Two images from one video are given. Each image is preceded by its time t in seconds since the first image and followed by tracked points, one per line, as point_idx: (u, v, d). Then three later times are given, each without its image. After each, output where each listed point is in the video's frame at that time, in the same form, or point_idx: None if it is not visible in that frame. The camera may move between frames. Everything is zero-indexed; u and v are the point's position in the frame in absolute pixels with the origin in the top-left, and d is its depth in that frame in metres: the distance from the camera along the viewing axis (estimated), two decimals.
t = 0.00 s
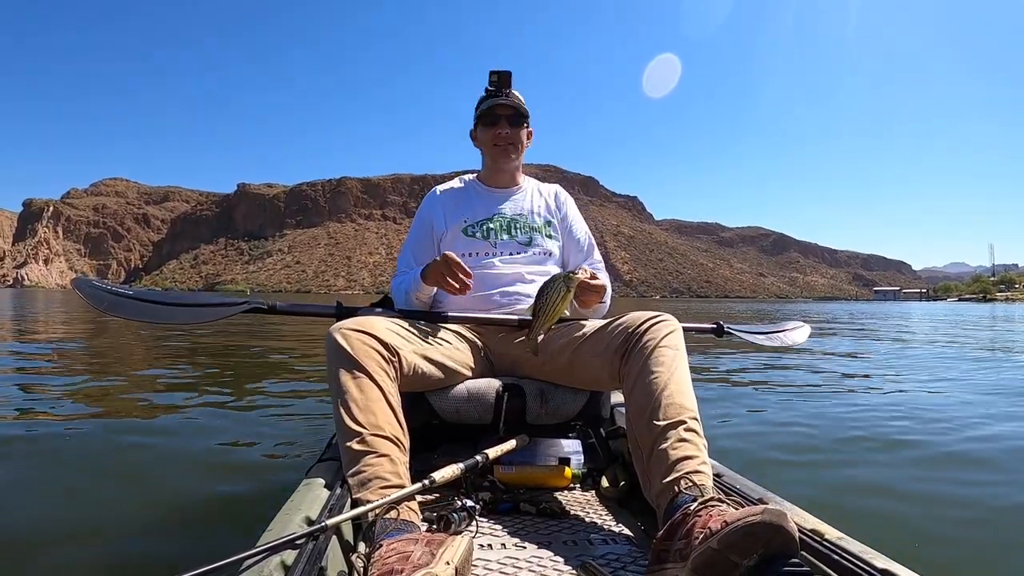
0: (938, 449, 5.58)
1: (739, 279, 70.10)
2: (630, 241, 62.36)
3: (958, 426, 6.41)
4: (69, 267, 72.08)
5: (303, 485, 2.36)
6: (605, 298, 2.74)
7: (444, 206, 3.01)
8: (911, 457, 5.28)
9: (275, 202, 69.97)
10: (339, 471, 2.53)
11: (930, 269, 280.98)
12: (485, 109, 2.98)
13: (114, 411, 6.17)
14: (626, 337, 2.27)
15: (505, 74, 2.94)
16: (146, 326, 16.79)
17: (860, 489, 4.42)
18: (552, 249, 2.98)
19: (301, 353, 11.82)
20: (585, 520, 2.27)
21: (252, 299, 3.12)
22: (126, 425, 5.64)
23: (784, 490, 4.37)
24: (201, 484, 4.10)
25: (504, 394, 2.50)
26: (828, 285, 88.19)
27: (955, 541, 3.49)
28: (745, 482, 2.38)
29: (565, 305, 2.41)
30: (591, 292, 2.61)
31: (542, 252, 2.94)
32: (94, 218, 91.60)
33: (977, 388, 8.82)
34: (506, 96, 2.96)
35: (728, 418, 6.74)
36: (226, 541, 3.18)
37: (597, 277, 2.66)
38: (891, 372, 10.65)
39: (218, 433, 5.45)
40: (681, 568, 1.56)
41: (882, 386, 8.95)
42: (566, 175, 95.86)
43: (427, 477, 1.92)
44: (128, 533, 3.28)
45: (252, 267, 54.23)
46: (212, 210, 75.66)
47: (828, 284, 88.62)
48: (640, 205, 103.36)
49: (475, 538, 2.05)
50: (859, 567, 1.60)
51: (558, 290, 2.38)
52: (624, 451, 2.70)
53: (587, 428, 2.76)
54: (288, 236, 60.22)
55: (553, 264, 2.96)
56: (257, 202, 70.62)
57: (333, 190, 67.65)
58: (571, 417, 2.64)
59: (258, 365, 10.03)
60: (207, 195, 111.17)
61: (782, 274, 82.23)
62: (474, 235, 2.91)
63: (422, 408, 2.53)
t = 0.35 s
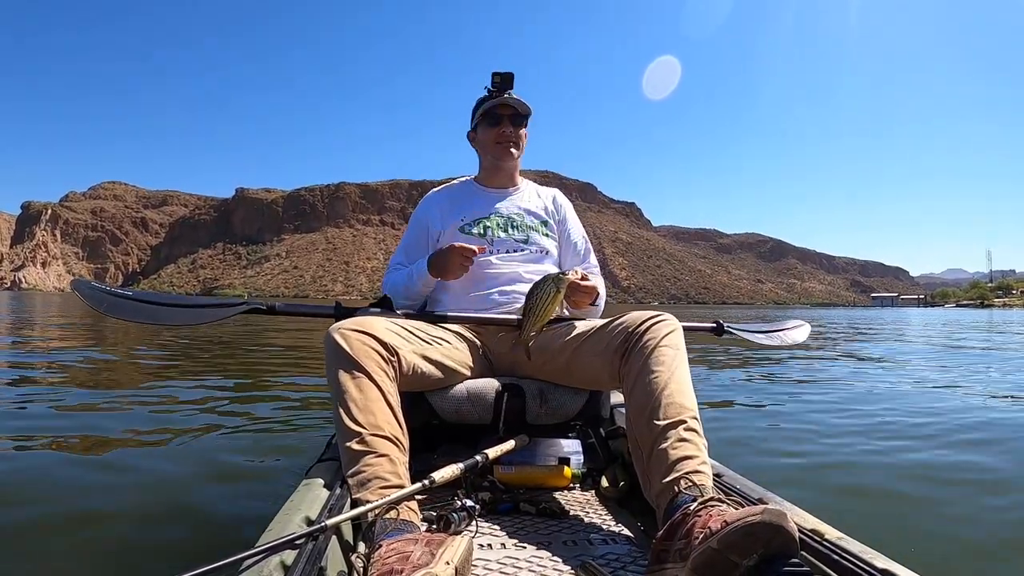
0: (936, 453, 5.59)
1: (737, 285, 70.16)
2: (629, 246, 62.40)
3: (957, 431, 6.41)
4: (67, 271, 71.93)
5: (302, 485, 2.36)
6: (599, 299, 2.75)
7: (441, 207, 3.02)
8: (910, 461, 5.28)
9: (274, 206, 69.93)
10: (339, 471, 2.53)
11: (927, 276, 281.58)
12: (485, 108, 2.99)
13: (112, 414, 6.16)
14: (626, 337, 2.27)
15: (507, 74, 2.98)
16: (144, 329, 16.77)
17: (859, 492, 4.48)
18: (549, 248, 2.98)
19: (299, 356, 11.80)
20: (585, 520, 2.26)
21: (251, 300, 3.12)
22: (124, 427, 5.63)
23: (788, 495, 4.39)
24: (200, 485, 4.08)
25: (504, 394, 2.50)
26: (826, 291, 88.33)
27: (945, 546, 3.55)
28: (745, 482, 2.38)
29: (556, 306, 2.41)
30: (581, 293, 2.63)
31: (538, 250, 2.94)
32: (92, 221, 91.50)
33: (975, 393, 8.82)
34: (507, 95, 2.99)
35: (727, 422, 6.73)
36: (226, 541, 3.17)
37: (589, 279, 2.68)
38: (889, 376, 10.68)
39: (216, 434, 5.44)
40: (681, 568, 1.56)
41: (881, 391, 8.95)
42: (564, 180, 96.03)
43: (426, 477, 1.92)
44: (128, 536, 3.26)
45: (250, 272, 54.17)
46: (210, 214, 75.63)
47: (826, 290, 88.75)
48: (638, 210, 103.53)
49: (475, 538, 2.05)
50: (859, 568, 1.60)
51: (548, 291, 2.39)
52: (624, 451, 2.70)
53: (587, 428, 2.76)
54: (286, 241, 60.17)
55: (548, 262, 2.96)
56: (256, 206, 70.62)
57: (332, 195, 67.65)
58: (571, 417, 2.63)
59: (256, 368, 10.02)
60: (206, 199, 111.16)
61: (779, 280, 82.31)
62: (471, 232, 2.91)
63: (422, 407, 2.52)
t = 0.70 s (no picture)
0: (935, 452, 5.60)
1: (735, 284, 70.19)
2: (627, 245, 62.39)
3: (955, 431, 6.41)
4: (65, 270, 71.85)
5: (303, 485, 2.36)
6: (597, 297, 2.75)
7: (440, 207, 3.02)
8: (907, 462, 5.29)
9: (272, 204, 69.84)
10: (339, 471, 2.52)
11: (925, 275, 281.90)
12: (481, 108, 3.00)
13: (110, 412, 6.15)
14: (626, 337, 2.27)
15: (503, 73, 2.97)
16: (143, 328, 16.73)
17: (861, 495, 4.49)
18: (548, 248, 2.97)
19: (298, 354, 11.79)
20: (585, 520, 2.26)
21: (251, 299, 3.11)
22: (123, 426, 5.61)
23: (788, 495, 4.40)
24: (201, 484, 4.07)
25: (504, 393, 2.50)
26: (824, 290, 88.39)
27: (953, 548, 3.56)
28: (745, 482, 2.38)
29: (549, 298, 2.47)
30: (578, 286, 2.63)
31: (537, 251, 2.94)
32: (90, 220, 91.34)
33: (973, 392, 8.84)
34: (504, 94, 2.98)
35: (726, 421, 6.74)
36: (226, 542, 3.16)
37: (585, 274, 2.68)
38: (888, 375, 10.69)
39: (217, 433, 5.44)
40: (681, 568, 1.56)
41: (880, 390, 8.96)
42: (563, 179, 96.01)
43: (427, 477, 1.92)
44: (128, 534, 3.25)
45: (248, 270, 54.10)
46: (209, 213, 75.54)
47: (824, 289, 88.83)
48: (637, 209, 103.50)
49: (475, 538, 2.05)
50: (858, 567, 1.61)
51: (542, 282, 2.45)
52: (624, 451, 2.71)
53: (587, 428, 2.76)
54: (284, 239, 60.09)
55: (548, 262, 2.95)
56: (254, 204, 70.50)
57: (330, 194, 67.57)
58: (571, 417, 2.64)
59: (255, 366, 10.01)
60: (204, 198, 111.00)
61: (778, 279, 82.38)
62: (470, 232, 2.90)
63: (422, 407, 2.52)
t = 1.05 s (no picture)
0: (934, 451, 5.60)
1: (737, 282, 70.09)
2: (629, 243, 62.32)
3: (956, 432, 6.40)
4: (67, 264, 71.91)
5: (303, 485, 2.36)
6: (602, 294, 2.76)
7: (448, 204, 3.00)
8: (908, 462, 5.28)
9: (274, 200, 69.83)
10: (340, 471, 2.53)
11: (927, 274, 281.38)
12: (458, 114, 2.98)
13: (112, 409, 6.17)
14: (625, 337, 2.27)
15: (474, 72, 2.94)
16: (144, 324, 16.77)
17: (858, 485, 4.46)
18: (552, 252, 2.97)
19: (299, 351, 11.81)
20: (585, 520, 2.27)
21: (250, 299, 3.11)
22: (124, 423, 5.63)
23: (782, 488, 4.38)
24: (200, 485, 4.07)
25: (504, 394, 2.51)
26: (826, 289, 88.28)
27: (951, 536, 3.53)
28: (745, 482, 2.38)
29: (530, 304, 2.42)
30: (561, 285, 2.50)
31: (541, 257, 2.93)
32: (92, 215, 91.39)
33: (973, 393, 8.84)
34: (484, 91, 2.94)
35: (727, 420, 6.73)
36: (224, 544, 3.15)
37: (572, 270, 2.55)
38: (889, 375, 10.69)
39: (217, 431, 5.45)
40: (681, 568, 1.57)
41: (880, 390, 8.96)
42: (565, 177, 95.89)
43: (427, 477, 1.92)
44: (126, 536, 3.24)
45: (251, 267, 54.10)
46: (211, 209, 75.54)
47: (826, 288, 88.73)
48: (639, 207, 103.36)
49: (475, 538, 2.06)
50: (858, 567, 1.61)
51: (521, 289, 2.41)
52: (624, 452, 2.71)
53: (587, 428, 2.77)
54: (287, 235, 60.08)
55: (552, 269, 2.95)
56: (256, 200, 70.50)
57: (333, 190, 67.52)
58: (571, 417, 2.64)
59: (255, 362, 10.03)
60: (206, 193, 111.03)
61: (780, 278, 82.27)
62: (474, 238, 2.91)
63: (422, 407, 2.53)
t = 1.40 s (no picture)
0: (937, 454, 5.59)
1: (739, 286, 70.08)
2: (631, 247, 62.34)
3: (959, 433, 6.39)
4: (70, 271, 72.02)
5: (303, 485, 2.36)
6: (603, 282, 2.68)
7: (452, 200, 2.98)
8: (911, 464, 5.27)
9: (276, 207, 69.95)
10: (340, 472, 2.53)
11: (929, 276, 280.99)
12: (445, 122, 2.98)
13: (114, 414, 6.16)
14: (621, 337, 2.26)
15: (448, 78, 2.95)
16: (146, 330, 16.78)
17: (869, 496, 4.44)
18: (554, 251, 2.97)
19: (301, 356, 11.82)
20: (585, 520, 2.27)
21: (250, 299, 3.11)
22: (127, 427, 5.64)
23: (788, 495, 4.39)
24: (202, 487, 4.06)
25: (504, 394, 2.51)
26: (828, 292, 88.10)
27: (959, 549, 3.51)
28: (745, 482, 2.38)
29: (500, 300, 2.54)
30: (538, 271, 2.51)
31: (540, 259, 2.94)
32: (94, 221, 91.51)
33: (976, 394, 8.82)
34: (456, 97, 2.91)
35: (729, 422, 6.72)
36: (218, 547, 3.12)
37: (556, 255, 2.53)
38: (890, 376, 10.68)
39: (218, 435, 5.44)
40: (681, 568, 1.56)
41: (882, 392, 8.95)
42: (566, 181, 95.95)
43: (427, 477, 1.91)
44: (121, 538, 3.23)
45: (253, 273, 54.16)
46: (213, 215, 75.68)
47: (828, 291, 88.64)
48: (640, 211, 103.38)
49: (475, 538, 2.05)
50: (858, 567, 1.60)
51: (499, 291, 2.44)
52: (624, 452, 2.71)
53: (587, 428, 2.77)
54: (289, 241, 60.15)
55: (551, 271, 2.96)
56: (257, 206, 70.60)
57: (335, 196, 67.62)
58: (571, 417, 2.63)
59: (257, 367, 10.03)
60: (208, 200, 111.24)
61: (781, 281, 82.24)
62: (473, 236, 2.93)
63: (422, 407, 2.53)
